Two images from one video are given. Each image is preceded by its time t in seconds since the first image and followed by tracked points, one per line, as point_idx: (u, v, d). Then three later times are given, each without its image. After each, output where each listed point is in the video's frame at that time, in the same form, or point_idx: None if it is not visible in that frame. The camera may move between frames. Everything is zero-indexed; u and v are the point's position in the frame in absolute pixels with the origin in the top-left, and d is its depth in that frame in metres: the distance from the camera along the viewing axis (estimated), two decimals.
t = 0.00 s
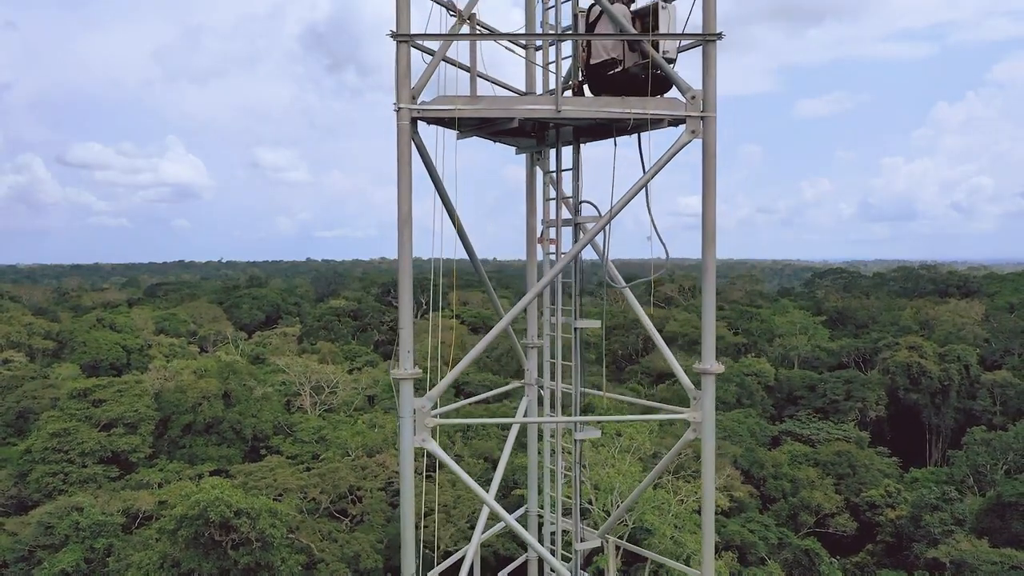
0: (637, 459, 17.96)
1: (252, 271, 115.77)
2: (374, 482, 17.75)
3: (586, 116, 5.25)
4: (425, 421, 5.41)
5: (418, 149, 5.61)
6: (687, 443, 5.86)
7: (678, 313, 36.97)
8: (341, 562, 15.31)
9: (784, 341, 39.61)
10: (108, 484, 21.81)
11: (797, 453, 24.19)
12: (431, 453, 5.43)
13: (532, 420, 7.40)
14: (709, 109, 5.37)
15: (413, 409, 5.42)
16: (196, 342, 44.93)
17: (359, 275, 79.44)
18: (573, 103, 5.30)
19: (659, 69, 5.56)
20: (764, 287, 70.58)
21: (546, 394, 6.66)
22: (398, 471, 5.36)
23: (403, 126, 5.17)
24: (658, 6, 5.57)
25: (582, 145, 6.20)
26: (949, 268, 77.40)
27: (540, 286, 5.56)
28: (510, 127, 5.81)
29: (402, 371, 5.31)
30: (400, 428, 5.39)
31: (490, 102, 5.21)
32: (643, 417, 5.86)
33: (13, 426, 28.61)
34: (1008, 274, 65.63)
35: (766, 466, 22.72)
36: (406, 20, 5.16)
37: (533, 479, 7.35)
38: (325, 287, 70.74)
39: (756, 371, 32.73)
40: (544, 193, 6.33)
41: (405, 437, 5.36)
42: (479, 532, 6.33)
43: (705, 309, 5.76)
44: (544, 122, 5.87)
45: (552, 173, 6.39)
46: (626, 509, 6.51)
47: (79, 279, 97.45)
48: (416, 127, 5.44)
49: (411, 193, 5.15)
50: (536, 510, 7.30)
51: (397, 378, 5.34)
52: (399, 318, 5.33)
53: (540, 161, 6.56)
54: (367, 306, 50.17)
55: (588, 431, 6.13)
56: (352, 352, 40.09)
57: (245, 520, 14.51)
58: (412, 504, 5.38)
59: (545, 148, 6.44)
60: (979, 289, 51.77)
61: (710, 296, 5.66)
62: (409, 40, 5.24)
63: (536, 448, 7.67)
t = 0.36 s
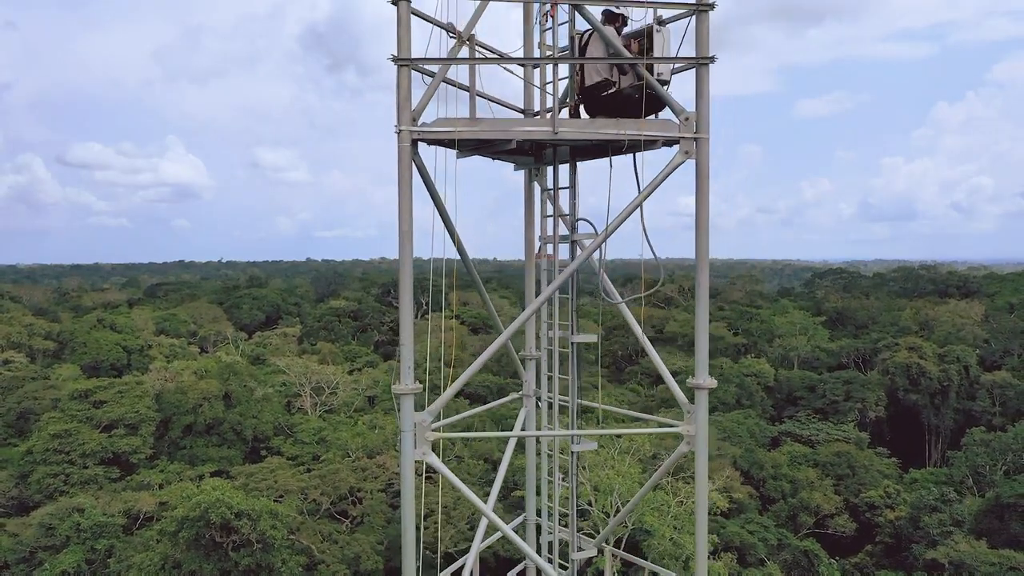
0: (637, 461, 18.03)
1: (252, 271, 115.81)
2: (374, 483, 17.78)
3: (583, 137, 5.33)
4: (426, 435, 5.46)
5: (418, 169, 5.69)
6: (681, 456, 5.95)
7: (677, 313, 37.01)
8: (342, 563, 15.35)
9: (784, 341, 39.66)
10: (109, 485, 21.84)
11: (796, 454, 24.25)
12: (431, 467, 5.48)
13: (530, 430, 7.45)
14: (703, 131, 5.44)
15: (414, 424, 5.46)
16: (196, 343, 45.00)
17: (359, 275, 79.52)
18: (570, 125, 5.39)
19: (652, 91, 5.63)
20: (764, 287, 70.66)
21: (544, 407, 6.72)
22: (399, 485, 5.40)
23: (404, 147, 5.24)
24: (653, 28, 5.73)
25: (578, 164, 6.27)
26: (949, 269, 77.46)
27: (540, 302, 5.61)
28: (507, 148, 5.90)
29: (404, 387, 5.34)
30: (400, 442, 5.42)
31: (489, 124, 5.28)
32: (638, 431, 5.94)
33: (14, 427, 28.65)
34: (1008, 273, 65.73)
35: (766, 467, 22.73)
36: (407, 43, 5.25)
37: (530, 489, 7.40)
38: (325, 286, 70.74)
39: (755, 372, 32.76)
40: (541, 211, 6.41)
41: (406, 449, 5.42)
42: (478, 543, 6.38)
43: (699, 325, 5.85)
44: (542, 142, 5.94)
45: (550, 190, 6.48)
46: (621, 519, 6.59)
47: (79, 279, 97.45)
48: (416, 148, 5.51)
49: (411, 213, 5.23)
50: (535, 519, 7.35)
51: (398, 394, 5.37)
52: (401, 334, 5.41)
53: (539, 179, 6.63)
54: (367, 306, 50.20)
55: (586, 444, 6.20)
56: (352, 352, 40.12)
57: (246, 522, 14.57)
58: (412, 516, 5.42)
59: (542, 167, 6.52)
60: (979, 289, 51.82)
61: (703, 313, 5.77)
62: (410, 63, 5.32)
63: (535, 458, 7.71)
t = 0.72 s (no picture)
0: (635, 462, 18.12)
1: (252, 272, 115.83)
2: (374, 485, 17.83)
3: (580, 158, 5.46)
4: (426, 449, 5.53)
5: (419, 190, 5.83)
6: (674, 469, 6.09)
7: (677, 314, 37.04)
8: (342, 565, 15.41)
9: (783, 341, 39.69)
10: (109, 486, 21.90)
11: (795, 454, 24.32)
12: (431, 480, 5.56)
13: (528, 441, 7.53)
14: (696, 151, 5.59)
15: (414, 438, 5.53)
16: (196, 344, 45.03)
17: (358, 275, 79.53)
18: (566, 147, 5.54)
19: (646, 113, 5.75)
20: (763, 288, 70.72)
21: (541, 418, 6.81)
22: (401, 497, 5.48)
23: (405, 169, 5.34)
24: (647, 51, 5.85)
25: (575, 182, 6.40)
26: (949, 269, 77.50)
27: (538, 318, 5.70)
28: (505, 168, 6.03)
29: (404, 402, 5.41)
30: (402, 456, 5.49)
31: (488, 146, 5.40)
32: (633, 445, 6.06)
33: (14, 428, 28.69)
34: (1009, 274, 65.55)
35: (766, 468, 22.76)
36: (408, 68, 5.39)
37: (528, 498, 7.48)
38: (325, 287, 70.74)
39: (755, 373, 32.79)
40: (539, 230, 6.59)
41: (407, 465, 5.49)
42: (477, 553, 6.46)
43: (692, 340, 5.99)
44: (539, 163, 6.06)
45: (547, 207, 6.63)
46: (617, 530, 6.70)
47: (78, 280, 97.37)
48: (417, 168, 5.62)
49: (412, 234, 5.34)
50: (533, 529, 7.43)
51: (399, 409, 5.43)
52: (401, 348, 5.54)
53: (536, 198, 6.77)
54: (367, 307, 50.24)
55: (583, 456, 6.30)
56: (351, 352, 40.18)
57: (247, 523, 14.62)
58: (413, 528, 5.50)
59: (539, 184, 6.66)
60: (978, 289, 51.88)
61: (696, 328, 5.90)
62: (410, 86, 5.46)
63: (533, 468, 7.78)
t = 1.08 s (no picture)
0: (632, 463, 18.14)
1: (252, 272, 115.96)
2: (375, 486, 17.88)
3: (576, 180, 5.55)
4: (426, 462, 5.59)
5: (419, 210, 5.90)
6: (669, 481, 6.15)
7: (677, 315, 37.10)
8: (343, 567, 15.45)
9: (783, 342, 39.73)
10: (111, 488, 21.96)
11: (794, 455, 24.38)
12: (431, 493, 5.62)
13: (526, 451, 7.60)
14: (689, 173, 5.67)
15: (415, 451, 5.59)
16: (197, 344, 45.15)
17: (359, 276, 79.64)
18: (564, 169, 5.62)
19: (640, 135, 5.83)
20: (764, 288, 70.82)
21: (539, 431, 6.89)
22: (402, 510, 5.54)
23: (406, 190, 5.42)
24: (642, 74, 5.91)
25: (572, 200, 6.49)
26: (949, 269, 77.53)
27: (536, 334, 5.77)
28: (503, 188, 6.11)
29: (406, 416, 5.48)
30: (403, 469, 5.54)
31: (487, 168, 5.48)
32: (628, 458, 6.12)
33: (15, 429, 28.75)
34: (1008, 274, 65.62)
35: (765, 468, 22.78)
36: (408, 91, 5.46)
37: (526, 508, 7.55)
38: (325, 287, 70.77)
39: (755, 373, 32.85)
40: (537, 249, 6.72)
41: (407, 479, 5.51)
42: (476, 564, 6.52)
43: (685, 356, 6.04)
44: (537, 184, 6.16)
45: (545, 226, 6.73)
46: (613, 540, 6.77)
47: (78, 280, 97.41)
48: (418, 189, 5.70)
49: (413, 255, 5.42)
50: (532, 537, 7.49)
51: (400, 423, 5.50)
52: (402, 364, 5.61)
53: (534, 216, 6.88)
54: (367, 308, 50.29)
55: (580, 467, 6.37)
56: (352, 353, 40.25)
57: (248, 525, 14.67)
58: (412, 540, 5.56)
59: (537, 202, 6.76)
60: (978, 290, 51.95)
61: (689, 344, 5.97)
62: (410, 109, 5.53)
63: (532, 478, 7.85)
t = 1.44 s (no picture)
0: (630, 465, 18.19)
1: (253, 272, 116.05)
2: (375, 488, 17.93)
3: (572, 201, 5.61)
4: (426, 475, 5.64)
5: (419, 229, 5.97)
6: (663, 495, 6.19)
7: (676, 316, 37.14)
8: (343, 568, 15.49)
9: (783, 342, 39.77)
10: (112, 488, 22.00)
11: (794, 456, 24.44)
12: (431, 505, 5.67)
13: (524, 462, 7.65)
14: (682, 193, 5.73)
15: (415, 465, 5.64)
16: (197, 344, 45.25)
17: (359, 276, 79.70)
18: (560, 189, 5.69)
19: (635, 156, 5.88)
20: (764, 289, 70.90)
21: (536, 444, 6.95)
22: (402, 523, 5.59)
23: (406, 211, 5.49)
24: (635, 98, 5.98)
25: (568, 219, 6.55)
26: (949, 270, 77.58)
27: (534, 350, 5.81)
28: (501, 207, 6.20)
29: (406, 431, 5.54)
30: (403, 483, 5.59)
31: (485, 189, 5.55)
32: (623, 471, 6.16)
33: (16, 430, 28.81)
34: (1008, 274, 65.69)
35: (764, 470, 22.80)
36: (408, 114, 5.51)
37: (524, 520, 7.60)
38: (325, 287, 70.80)
39: (754, 374, 32.89)
40: (534, 268, 6.80)
41: (408, 491, 5.57)
42: None
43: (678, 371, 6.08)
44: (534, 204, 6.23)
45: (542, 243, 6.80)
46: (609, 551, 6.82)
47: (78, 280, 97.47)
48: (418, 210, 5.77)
49: (413, 276, 5.48)
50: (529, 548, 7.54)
51: (401, 438, 5.56)
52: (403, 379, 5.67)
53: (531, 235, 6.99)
54: (367, 308, 50.34)
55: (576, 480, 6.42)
56: (352, 354, 40.30)
57: (248, 527, 14.71)
58: (412, 553, 5.60)
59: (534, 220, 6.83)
60: (978, 291, 52.01)
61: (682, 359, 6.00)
62: (411, 131, 5.60)
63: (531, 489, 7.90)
